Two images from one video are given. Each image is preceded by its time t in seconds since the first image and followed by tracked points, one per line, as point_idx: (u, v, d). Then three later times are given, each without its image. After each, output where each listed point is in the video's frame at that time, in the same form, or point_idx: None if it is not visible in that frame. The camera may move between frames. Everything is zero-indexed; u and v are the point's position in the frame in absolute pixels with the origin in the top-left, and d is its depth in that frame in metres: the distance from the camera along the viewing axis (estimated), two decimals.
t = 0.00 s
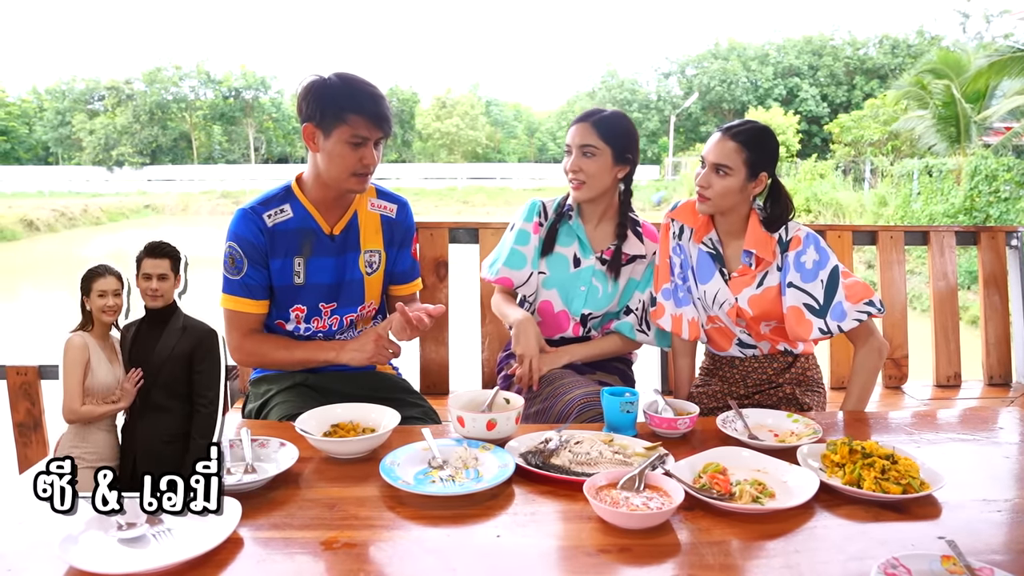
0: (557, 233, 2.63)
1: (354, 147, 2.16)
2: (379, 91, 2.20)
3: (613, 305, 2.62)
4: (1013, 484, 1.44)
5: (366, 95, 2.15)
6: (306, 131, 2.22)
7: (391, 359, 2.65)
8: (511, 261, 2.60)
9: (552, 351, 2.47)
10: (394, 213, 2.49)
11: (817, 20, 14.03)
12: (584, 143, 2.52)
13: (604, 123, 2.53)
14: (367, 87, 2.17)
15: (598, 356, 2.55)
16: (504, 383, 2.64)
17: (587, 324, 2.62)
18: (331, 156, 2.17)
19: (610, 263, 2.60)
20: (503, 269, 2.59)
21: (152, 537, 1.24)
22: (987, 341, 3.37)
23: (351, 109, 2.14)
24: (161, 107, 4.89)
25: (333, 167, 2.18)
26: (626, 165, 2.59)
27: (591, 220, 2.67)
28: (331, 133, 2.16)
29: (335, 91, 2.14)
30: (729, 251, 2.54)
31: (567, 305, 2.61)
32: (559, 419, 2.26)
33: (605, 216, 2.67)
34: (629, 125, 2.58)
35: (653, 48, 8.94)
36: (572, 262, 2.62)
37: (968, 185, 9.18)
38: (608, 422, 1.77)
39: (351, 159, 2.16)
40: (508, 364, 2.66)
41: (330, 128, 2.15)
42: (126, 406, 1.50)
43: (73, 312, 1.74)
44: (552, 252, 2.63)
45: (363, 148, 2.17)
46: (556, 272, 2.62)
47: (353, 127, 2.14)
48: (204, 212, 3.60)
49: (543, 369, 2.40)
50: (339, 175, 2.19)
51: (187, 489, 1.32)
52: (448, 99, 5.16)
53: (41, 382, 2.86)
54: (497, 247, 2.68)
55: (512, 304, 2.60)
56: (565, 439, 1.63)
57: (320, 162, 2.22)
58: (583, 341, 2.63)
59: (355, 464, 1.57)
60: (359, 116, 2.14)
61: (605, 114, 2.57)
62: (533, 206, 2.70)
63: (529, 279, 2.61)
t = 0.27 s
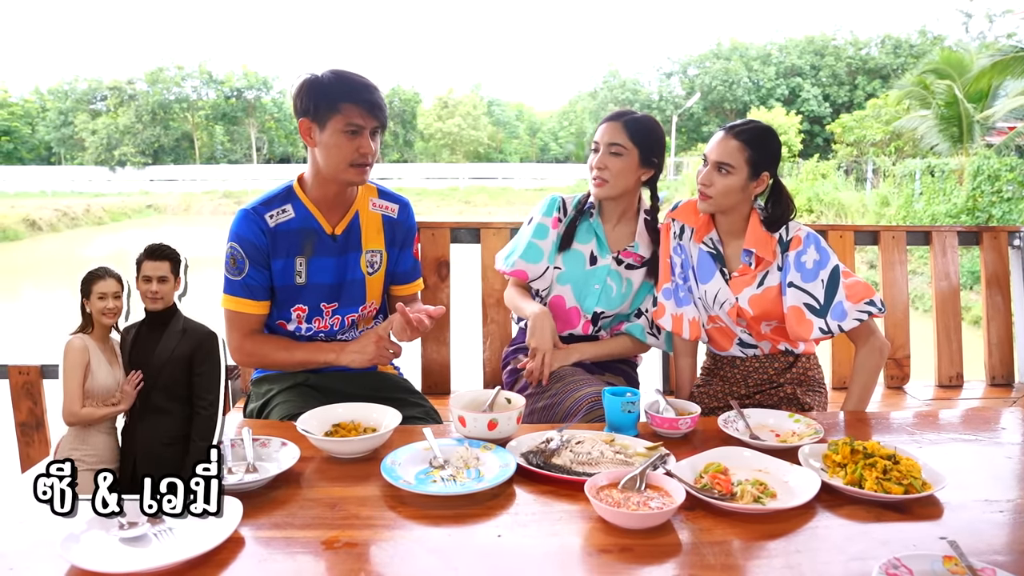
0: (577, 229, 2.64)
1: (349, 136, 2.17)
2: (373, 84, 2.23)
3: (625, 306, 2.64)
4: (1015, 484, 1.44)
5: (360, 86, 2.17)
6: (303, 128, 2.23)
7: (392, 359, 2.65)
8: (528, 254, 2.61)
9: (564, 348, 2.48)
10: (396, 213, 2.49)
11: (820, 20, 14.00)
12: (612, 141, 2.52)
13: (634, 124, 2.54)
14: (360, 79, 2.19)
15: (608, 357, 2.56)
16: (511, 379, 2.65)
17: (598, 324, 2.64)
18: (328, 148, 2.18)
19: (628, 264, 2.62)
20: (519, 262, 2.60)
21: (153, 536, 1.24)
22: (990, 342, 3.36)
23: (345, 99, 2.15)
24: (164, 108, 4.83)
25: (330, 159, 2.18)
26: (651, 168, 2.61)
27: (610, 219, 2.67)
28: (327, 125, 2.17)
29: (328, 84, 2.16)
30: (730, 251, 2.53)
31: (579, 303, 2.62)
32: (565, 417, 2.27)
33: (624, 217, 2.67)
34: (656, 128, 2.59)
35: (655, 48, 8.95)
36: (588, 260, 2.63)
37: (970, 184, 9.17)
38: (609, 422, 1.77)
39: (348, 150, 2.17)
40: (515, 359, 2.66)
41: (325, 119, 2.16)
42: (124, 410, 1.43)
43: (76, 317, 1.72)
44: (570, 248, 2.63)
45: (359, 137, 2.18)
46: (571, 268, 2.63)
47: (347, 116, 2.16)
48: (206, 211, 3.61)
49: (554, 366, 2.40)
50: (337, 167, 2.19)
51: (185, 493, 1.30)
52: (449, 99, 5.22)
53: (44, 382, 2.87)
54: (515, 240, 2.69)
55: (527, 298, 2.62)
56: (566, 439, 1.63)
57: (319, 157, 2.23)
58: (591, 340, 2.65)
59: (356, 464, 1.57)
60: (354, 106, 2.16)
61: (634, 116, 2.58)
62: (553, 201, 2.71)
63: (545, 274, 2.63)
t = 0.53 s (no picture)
0: (581, 228, 2.64)
1: (349, 138, 2.17)
2: (375, 86, 2.23)
3: (630, 306, 2.64)
4: (1016, 485, 1.44)
5: (361, 88, 2.18)
6: (304, 127, 2.24)
7: (394, 359, 2.66)
8: (534, 254, 2.62)
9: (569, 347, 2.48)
10: (396, 212, 2.49)
11: (822, 20, 13.99)
12: (619, 141, 2.53)
13: (639, 124, 2.54)
14: (362, 81, 2.20)
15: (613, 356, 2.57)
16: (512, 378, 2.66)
17: (603, 323, 2.65)
18: (328, 149, 2.18)
19: (633, 264, 2.63)
20: (525, 262, 2.61)
21: (155, 536, 1.25)
22: (992, 343, 3.36)
23: (346, 100, 2.16)
24: (165, 108, 4.91)
25: (330, 159, 2.19)
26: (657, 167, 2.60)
27: (615, 217, 2.67)
28: (327, 126, 2.17)
29: (330, 84, 2.17)
30: (731, 251, 2.53)
31: (584, 302, 2.63)
32: (569, 417, 2.27)
33: (629, 216, 2.67)
34: (661, 128, 2.59)
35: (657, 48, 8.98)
36: (593, 259, 2.63)
37: (972, 185, 9.16)
38: (610, 422, 1.77)
39: (348, 151, 2.17)
40: (519, 356, 2.67)
41: (326, 120, 2.17)
42: (125, 409, 1.42)
43: (76, 316, 1.72)
44: (575, 248, 2.63)
45: (359, 139, 2.18)
46: (576, 268, 2.63)
47: (347, 117, 2.16)
48: (208, 211, 3.61)
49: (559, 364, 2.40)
50: (337, 167, 2.19)
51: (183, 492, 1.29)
52: (451, 99, 5.30)
53: (46, 381, 2.87)
54: (520, 241, 2.70)
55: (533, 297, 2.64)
56: (567, 439, 1.63)
57: (318, 156, 2.23)
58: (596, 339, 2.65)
59: (357, 464, 1.58)
60: (354, 107, 2.16)
61: (638, 115, 2.58)
62: (557, 201, 2.72)
63: (551, 274, 2.63)
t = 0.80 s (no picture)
0: (571, 229, 2.65)
1: (349, 148, 2.16)
2: (381, 92, 2.20)
3: (625, 303, 2.65)
4: (1018, 486, 1.43)
5: (367, 96, 2.15)
6: (305, 126, 2.24)
7: (394, 359, 2.65)
8: (526, 257, 2.62)
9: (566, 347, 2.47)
10: (394, 210, 2.49)
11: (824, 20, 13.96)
12: (603, 140, 2.53)
13: (622, 120, 2.54)
14: (370, 90, 2.17)
15: (611, 354, 2.58)
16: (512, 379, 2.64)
17: (600, 322, 2.65)
18: (327, 153, 2.18)
19: (626, 261, 2.63)
20: (517, 266, 2.61)
21: (152, 536, 1.25)
22: (993, 342, 3.35)
23: (350, 109, 2.14)
24: (166, 108, 4.82)
25: (329, 163, 2.19)
26: (642, 163, 2.61)
27: (605, 217, 2.68)
28: (329, 130, 2.16)
29: (336, 89, 2.14)
30: (732, 250, 2.52)
31: (580, 302, 2.64)
32: (567, 417, 2.26)
33: (619, 214, 2.68)
34: (644, 123, 2.60)
35: (659, 48, 8.99)
36: (586, 259, 2.64)
37: (975, 184, 9.16)
38: (610, 422, 1.77)
39: (346, 159, 2.17)
40: (518, 358, 2.66)
41: (328, 125, 2.16)
42: (125, 409, 1.40)
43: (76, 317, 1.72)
44: (566, 249, 2.64)
45: (359, 150, 2.18)
46: (569, 269, 2.64)
47: (350, 127, 2.15)
48: (209, 211, 3.61)
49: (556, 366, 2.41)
50: (336, 172, 2.20)
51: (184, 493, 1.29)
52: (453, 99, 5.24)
53: (46, 381, 2.87)
54: (512, 245, 2.71)
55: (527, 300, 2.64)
56: (566, 439, 1.63)
57: (317, 158, 2.23)
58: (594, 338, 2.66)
59: (356, 464, 1.57)
60: (357, 117, 2.14)
61: (621, 112, 2.58)
62: (546, 203, 2.71)
63: (543, 276, 2.64)
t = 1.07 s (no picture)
0: (546, 234, 2.63)
1: (351, 147, 2.17)
2: (380, 91, 2.21)
3: (609, 299, 2.62)
4: (1016, 485, 1.43)
5: (368, 96, 2.15)
6: (306, 127, 2.24)
7: (394, 359, 2.65)
8: (504, 265, 2.63)
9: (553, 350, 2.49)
10: (394, 209, 2.50)
11: (826, 20, 13.95)
12: (563, 140, 2.51)
13: (582, 118, 2.52)
14: (370, 89, 2.17)
15: (598, 352, 2.56)
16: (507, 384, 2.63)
17: (586, 321, 2.62)
18: (329, 153, 2.18)
19: (604, 257, 2.60)
20: (496, 276, 2.62)
21: (150, 535, 1.25)
22: (993, 342, 3.35)
23: (351, 108, 2.14)
24: (169, 108, 4.84)
25: (331, 164, 2.19)
26: (607, 158, 2.59)
27: (578, 216, 2.67)
28: (330, 131, 2.17)
29: (336, 89, 2.14)
30: (733, 251, 2.52)
31: (564, 304, 2.61)
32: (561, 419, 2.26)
33: (592, 211, 2.67)
34: (604, 117, 2.58)
35: (662, 48, 9.01)
36: (563, 261, 2.62)
37: (977, 184, 9.15)
38: (608, 422, 1.77)
39: (348, 159, 2.17)
40: (511, 364, 2.64)
41: (329, 125, 2.16)
42: (124, 410, 1.32)
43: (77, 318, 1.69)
44: (543, 254, 2.64)
45: (360, 149, 2.18)
46: (548, 273, 2.63)
47: (352, 127, 2.15)
48: (211, 211, 3.61)
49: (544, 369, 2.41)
50: (337, 172, 2.20)
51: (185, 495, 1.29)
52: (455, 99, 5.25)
53: (46, 380, 2.88)
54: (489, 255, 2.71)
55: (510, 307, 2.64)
56: (564, 439, 1.63)
57: (318, 158, 2.23)
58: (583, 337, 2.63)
59: (355, 464, 1.57)
60: (359, 117, 2.14)
61: (578, 109, 2.56)
62: (519, 209, 2.71)
63: (523, 283, 2.64)
